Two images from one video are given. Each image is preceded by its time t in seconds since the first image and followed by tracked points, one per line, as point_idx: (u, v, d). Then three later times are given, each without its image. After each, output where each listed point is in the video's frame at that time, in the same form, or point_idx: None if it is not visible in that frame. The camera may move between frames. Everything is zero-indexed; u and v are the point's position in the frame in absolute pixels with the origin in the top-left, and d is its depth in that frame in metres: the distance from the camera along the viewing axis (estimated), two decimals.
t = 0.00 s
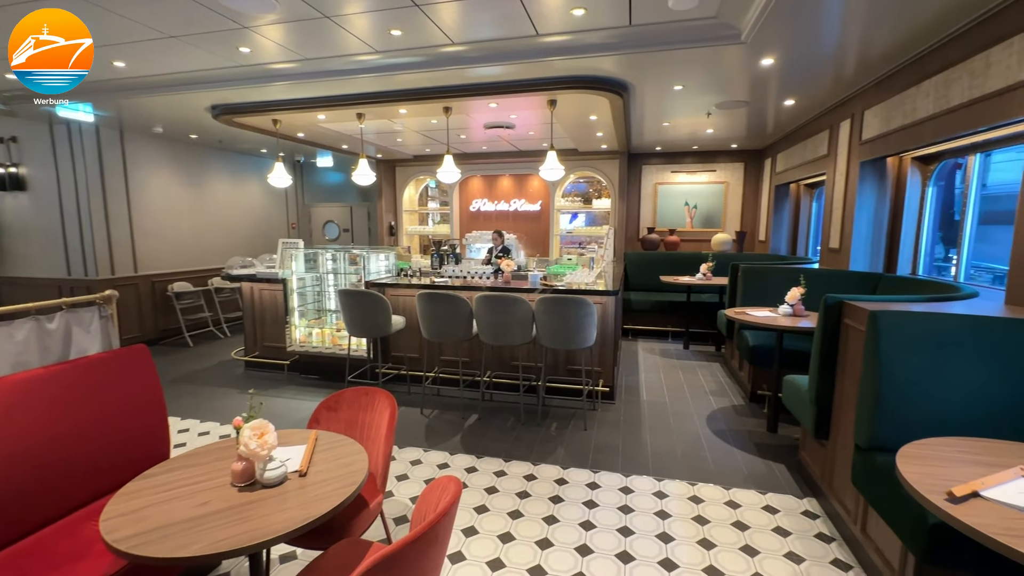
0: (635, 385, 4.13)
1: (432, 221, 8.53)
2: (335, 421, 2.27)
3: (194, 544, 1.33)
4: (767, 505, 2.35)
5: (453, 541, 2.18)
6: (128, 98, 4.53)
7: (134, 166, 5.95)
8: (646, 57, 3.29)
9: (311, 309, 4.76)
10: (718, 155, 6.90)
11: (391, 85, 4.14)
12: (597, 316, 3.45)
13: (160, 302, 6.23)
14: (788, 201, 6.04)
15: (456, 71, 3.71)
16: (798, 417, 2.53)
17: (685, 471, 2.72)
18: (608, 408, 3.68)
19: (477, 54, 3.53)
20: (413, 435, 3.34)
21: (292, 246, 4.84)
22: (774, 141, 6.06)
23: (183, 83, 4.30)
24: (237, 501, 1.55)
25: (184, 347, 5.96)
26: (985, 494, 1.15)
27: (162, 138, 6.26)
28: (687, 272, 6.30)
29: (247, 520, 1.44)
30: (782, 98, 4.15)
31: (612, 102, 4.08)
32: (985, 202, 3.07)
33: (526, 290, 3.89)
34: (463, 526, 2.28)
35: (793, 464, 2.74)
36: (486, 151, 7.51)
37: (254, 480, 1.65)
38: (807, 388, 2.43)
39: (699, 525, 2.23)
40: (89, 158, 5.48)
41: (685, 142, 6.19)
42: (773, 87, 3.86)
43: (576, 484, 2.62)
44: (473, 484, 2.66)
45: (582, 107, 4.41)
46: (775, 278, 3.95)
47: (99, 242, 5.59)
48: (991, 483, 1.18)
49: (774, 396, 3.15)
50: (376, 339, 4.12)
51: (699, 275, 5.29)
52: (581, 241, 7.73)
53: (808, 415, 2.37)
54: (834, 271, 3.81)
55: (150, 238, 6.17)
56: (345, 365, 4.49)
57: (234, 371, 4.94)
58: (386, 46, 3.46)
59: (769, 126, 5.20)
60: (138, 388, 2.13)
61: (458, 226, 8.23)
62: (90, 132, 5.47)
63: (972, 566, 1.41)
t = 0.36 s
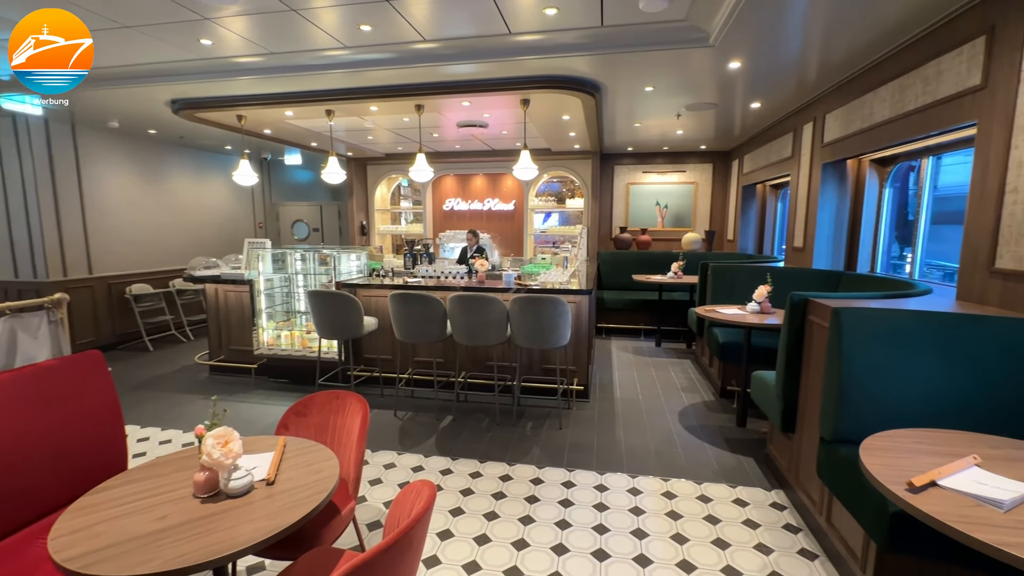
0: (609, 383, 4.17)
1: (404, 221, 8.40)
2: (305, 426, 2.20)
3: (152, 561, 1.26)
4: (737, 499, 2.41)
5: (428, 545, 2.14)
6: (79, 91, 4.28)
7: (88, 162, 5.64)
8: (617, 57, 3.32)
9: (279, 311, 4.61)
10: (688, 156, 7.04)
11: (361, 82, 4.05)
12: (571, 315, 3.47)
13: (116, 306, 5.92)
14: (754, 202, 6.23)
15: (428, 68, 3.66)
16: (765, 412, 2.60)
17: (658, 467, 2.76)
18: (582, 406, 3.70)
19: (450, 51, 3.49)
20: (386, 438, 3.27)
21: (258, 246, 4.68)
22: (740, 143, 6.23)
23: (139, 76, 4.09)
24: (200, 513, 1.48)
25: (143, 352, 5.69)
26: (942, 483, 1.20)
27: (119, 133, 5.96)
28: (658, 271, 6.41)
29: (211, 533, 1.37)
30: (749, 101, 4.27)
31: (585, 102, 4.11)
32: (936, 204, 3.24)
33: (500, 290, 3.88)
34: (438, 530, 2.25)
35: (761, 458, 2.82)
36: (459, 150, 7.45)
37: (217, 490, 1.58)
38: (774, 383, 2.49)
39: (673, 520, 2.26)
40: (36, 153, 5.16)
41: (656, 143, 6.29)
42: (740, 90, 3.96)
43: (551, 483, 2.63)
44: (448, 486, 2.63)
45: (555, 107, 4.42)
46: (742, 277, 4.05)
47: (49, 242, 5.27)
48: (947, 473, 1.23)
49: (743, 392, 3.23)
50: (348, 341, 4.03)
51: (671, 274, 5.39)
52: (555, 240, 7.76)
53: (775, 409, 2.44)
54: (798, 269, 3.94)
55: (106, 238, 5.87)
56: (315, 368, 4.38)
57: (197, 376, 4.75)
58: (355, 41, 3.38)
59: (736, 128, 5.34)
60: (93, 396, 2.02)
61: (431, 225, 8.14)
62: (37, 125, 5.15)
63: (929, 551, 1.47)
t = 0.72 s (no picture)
0: (585, 381, 4.21)
1: (378, 219, 8.27)
2: (276, 430, 2.13)
3: None
4: (710, 492, 2.46)
5: (404, 549, 2.11)
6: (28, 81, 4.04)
7: (39, 156, 5.34)
8: (591, 57, 3.35)
9: (248, 312, 4.46)
10: (660, 156, 7.17)
11: (333, 77, 3.96)
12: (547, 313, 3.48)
13: (72, 309, 5.62)
14: (724, 201, 6.39)
15: (402, 65, 3.61)
16: (737, 407, 2.67)
17: (633, 463, 2.79)
18: (558, 404, 3.72)
19: (424, 48, 3.45)
20: (360, 441, 3.21)
21: (225, 245, 4.53)
22: (711, 144, 6.37)
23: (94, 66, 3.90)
24: (164, 524, 1.41)
25: (101, 357, 5.43)
26: (904, 473, 1.25)
27: (74, 127, 5.67)
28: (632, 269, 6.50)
29: (175, 545, 1.31)
30: (719, 103, 4.36)
31: (559, 102, 4.13)
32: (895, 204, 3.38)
33: (476, 289, 3.85)
34: (414, 532, 2.22)
35: (733, 452, 2.89)
36: (434, 148, 7.39)
37: (181, 499, 1.52)
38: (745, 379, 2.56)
39: (648, 515, 2.29)
40: None
41: (629, 143, 6.37)
42: (710, 92, 4.05)
43: (528, 482, 2.63)
44: (424, 488, 2.60)
45: (530, 106, 4.42)
46: (714, 274, 4.15)
47: None
48: (908, 462, 1.28)
49: (714, 387, 3.31)
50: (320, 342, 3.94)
51: (644, 272, 5.47)
52: (531, 239, 7.77)
53: (746, 404, 2.50)
54: (767, 268, 4.05)
55: (59, 237, 5.56)
56: (286, 371, 4.26)
57: (160, 381, 4.56)
58: (326, 35, 3.30)
59: (707, 129, 5.46)
60: (42, 401, 1.89)
61: (405, 224, 8.04)
62: None
63: (891, 537, 1.53)
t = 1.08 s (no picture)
0: (562, 379, 4.23)
1: (353, 218, 8.13)
2: (245, 435, 2.06)
3: None
4: (684, 487, 2.50)
5: (380, 552, 2.08)
6: None
7: None
8: (567, 56, 3.36)
9: (217, 313, 4.32)
10: (635, 156, 7.26)
11: (304, 72, 3.87)
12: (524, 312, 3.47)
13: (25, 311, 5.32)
14: (697, 201, 6.51)
15: (375, 61, 3.55)
16: (710, 402, 2.72)
17: (611, 459, 2.81)
18: (536, 403, 3.73)
19: (398, 44, 3.40)
20: (335, 443, 3.15)
21: (191, 244, 4.37)
22: (684, 145, 6.49)
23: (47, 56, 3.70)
24: (124, 535, 1.35)
25: (57, 361, 5.17)
26: (870, 464, 1.29)
27: (26, 120, 5.37)
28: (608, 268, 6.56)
29: (136, 557, 1.25)
30: (692, 103, 4.44)
31: (535, 100, 4.13)
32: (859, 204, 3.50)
33: (453, 288, 3.82)
34: (390, 536, 2.18)
35: (706, 446, 2.95)
36: (409, 146, 7.30)
37: (144, 508, 1.45)
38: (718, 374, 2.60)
39: (625, 511, 2.32)
40: None
41: (604, 142, 6.43)
42: (683, 93, 4.12)
43: (506, 481, 2.62)
44: (400, 490, 2.56)
45: (506, 104, 4.41)
46: (687, 272, 4.22)
47: None
48: (873, 453, 1.33)
49: (689, 384, 3.36)
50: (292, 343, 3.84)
51: (620, 271, 5.53)
52: (508, 238, 7.77)
53: (720, 399, 2.55)
54: (738, 266, 4.15)
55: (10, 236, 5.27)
56: (257, 373, 4.14)
57: (122, 385, 4.37)
58: (296, 29, 3.22)
59: (680, 130, 5.55)
60: None
61: (380, 223, 7.93)
62: None
63: (857, 526, 1.58)
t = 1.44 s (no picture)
0: (539, 377, 4.24)
1: (327, 216, 7.97)
2: (212, 439, 1.99)
3: None
4: (659, 482, 2.54)
5: (354, 556, 2.04)
6: None
7: None
8: (543, 55, 3.36)
9: (183, 314, 4.17)
10: (610, 156, 7.33)
11: (274, 66, 3.76)
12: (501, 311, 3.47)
13: None
14: (671, 200, 6.63)
15: (350, 56, 3.48)
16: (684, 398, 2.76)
17: (587, 457, 2.83)
18: (513, 401, 3.72)
19: (373, 39, 3.34)
20: (308, 446, 3.08)
21: (156, 243, 4.20)
22: (658, 145, 6.59)
23: None
24: (81, 547, 1.28)
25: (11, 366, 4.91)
26: (834, 455, 1.33)
27: None
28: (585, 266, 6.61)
29: (94, 570, 1.19)
30: (665, 104, 4.51)
31: (511, 99, 4.13)
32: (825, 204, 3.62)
33: (429, 287, 3.79)
34: (365, 539, 2.14)
35: (680, 442, 3.00)
36: (384, 144, 7.20)
37: (103, 518, 1.38)
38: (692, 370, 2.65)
39: (601, 508, 2.34)
40: None
41: (581, 142, 6.48)
42: (657, 93, 4.18)
43: (483, 480, 2.61)
44: (375, 492, 2.52)
45: (482, 103, 4.40)
46: (662, 271, 4.29)
47: None
48: (838, 445, 1.37)
49: (664, 380, 3.42)
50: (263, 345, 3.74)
51: (596, 269, 5.58)
52: (485, 237, 7.75)
53: (693, 395, 2.59)
54: (711, 264, 4.23)
55: None
56: (226, 376, 4.02)
57: (82, 390, 4.17)
58: (266, 21, 3.13)
59: (654, 130, 5.63)
60: None
61: (355, 221, 7.80)
62: None
63: (823, 516, 1.63)
